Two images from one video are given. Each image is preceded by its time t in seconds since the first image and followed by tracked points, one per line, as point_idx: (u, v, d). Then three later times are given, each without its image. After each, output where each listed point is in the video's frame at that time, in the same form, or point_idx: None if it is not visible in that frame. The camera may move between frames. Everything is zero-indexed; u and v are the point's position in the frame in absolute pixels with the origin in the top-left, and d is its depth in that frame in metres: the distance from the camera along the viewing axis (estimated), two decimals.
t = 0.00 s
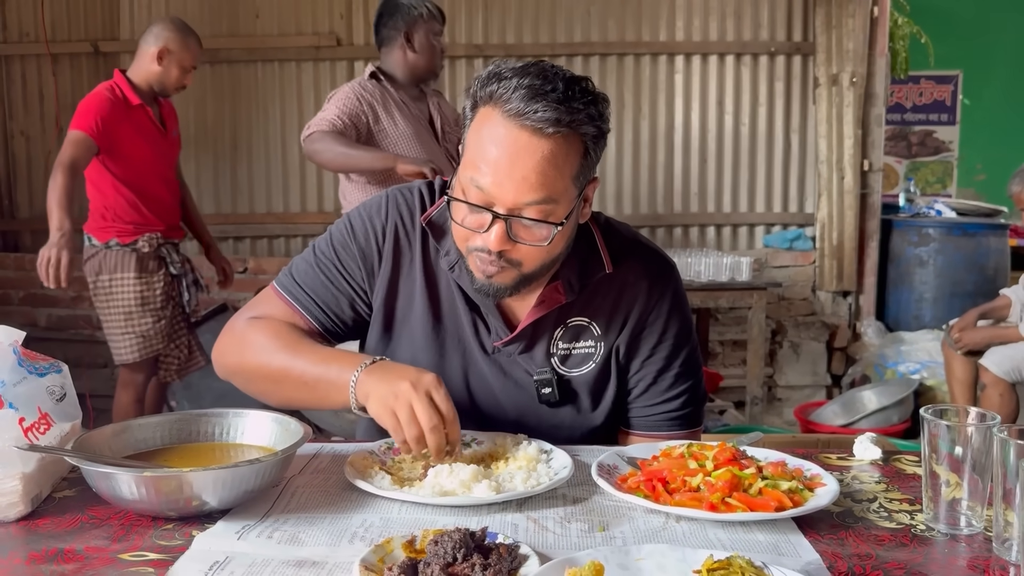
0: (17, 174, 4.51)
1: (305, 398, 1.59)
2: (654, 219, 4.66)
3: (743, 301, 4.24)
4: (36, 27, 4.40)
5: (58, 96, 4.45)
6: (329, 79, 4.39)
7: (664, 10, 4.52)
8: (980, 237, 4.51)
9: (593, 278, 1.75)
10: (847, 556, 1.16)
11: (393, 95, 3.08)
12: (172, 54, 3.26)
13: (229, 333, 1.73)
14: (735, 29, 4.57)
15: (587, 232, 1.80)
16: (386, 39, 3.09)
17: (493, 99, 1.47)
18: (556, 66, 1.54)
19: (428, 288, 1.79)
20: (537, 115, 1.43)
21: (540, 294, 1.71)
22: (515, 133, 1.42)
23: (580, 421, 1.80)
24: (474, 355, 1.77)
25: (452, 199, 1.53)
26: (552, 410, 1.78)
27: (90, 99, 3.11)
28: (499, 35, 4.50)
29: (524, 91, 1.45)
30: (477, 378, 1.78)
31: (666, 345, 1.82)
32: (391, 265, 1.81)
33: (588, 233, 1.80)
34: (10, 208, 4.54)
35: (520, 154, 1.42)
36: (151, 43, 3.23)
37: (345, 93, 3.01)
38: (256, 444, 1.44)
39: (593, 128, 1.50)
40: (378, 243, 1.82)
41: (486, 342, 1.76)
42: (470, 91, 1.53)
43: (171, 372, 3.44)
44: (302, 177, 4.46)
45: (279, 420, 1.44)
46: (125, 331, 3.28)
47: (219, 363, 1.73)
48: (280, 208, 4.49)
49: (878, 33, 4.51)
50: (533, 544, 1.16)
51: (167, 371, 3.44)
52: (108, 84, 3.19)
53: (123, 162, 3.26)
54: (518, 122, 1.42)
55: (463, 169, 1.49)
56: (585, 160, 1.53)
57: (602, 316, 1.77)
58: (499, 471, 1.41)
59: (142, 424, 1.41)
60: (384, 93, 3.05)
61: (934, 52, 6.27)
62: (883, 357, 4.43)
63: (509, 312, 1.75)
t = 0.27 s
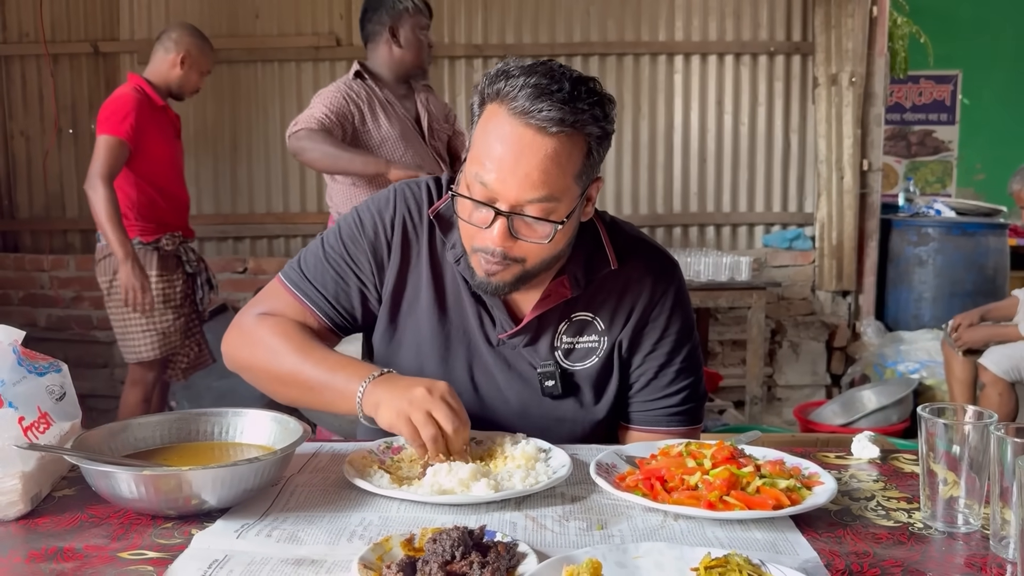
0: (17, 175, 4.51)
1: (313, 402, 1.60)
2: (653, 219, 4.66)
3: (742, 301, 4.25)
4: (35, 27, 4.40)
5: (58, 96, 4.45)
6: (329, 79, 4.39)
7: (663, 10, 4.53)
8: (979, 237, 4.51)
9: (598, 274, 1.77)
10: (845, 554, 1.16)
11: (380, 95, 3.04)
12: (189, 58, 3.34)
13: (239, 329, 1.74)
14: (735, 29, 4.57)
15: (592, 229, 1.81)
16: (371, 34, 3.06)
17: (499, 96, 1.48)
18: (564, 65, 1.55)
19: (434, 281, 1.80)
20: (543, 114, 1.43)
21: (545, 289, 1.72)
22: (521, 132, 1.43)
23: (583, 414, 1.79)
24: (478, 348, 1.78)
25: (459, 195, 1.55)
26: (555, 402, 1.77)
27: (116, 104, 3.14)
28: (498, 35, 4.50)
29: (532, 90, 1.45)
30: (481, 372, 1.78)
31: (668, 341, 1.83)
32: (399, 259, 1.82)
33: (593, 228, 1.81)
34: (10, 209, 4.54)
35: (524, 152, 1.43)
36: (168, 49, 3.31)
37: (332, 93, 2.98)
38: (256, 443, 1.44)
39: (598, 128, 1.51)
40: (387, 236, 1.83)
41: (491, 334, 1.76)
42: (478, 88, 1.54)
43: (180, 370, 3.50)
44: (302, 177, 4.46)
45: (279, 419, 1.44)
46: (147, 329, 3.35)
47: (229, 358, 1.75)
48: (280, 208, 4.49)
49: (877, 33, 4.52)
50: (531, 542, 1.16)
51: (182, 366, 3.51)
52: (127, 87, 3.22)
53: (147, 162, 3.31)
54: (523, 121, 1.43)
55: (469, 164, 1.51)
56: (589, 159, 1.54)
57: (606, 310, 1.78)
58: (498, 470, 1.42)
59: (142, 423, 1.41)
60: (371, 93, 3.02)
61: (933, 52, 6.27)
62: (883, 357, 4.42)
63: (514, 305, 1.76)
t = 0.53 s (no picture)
0: (17, 176, 4.51)
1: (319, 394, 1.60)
2: (653, 219, 4.66)
3: (742, 301, 4.25)
4: (35, 28, 4.40)
5: (58, 97, 4.45)
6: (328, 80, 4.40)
7: (662, 10, 4.53)
8: (979, 237, 4.51)
9: (601, 270, 1.78)
10: (844, 554, 1.16)
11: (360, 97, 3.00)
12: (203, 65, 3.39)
13: (249, 329, 1.74)
14: (734, 29, 4.58)
15: (596, 226, 1.82)
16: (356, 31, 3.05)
17: (509, 87, 1.51)
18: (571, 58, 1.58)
19: (439, 276, 1.80)
20: (553, 102, 1.47)
21: (551, 281, 1.72)
22: (532, 119, 1.46)
23: (585, 409, 1.79)
24: (482, 342, 1.78)
25: (469, 182, 1.57)
26: (557, 396, 1.77)
27: (151, 109, 3.19)
28: (498, 36, 4.50)
29: (541, 78, 1.49)
30: (486, 367, 1.78)
31: (669, 337, 1.83)
32: (405, 254, 1.82)
33: (596, 226, 1.82)
34: (10, 210, 4.54)
35: (535, 139, 1.46)
36: (183, 56, 3.36)
37: (313, 109, 2.95)
38: (256, 443, 1.44)
39: (606, 117, 1.54)
40: (393, 232, 1.83)
41: (495, 329, 1.77)
42: (488, 79, 1.56)
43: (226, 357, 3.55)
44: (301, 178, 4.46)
45: (279, 420, 1.45)
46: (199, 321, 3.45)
47: (239, 356, 1.75)
48: (280, 209, 4.49)
49: (877, 33, 4.52)
50: (531, 542, 1.16)
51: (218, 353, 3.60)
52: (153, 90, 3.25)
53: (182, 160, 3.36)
54: (534, 109, 1.47)
55: (479, 154, 1.53)
56: (598, 149, 1.57)
57: (609, 306, 1.78)
58: (498, 470, 1.42)
59: (142, 423, 1.41)
60: (351, 96, 2.97)
61: (932, 52, 6.28)
62: (882, 357, 4.42)
63: (518, 298, 1.76)
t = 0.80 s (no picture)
0: (17, 177, 4.51)
1: (315, 394, 1.60)
2: (653, 219, 4.66)
3: (741, 301, 4.26)
4: (35, 29, 4.41)
5: (58, 98, 4.45)
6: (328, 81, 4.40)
7: (662, 11, 4.53)
8: (978, 236, 4.51)
9: (604, 269, 1.78)
10: (845, 553, 1.16)
11: (341, 99, 2.96)
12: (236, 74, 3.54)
13: (255, 326, 1.75)
14: (734, 29, 4.58)
15: (600, 226, 1.83)
16: (345, 30, 3.05)
17: (521, 79, 1.52)
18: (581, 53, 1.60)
19: (443, 272, 1.80)
20: (563, 92, 1.48)
21: (554, 280, 1.73)
22: (542, 109, 1.48)
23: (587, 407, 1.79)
24: (485, 340, 1.78)
25: (479, 172, 1.58)
26: (560, 393, 1.77)
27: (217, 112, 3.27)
28: (498, 36, 4.50)
29: (552, 69, 1.50)
30: (489, 365, 1.78)
31: (672, 337, 1.83)
32: (409, 251, 1.82)
33: (600, 226, 1.83)
34: (10, 210, 4.54)
35: (545, 129, 1.48)
36: (219, 67, 3.50)
37: (295, 128, 2.96)
38: (256, 443, 1.45)
39: (615, 110, 1.56)
40: (398, 229, 1.83)
41: (499, 326, 1.77)
42: (500, 72, 1.57)
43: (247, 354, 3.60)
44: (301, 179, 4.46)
45: (279, 420, 1.45)
46: (232, 320, 3.46)
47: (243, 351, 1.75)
48: (279, 210, 4.49)
49: (876, 33, 4.53)
50: (531, 541, 1.17)
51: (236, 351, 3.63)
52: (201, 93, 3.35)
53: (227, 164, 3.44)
54: (545, 99, 1.48)
55: (489, 146, 1.54)
56: (606, 141, 1.58)
57: (612, 303, 1.78)
58: (499, 469, 1.42)
59: (143, 423, 1.41)
60: (330, 102, 2.94)
61: (932, 52, 6.28)
62: (882, 356, 4.42)
63: (521, 295, 1.76)
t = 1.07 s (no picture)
0: (16, 177, 4.51)
1: (327, 392, 1.62)
2: (653, 219, 4.66)
3: (741, 301, 4.26)
4: (35, 30, 4.41)
5: (58, 98, 4.45)
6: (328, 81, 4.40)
7: (661, 11, 4.53)
8: (978, 236, 4.51)
9: (606, 270, 1.78)
10: (845, 552, 1.16)
11: (338, 98, 2.95)
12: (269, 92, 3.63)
13: (259, 327, 1.75)
14: (733, 29, 4.58)
15: (602, 226, 1.83)
16: (341, 28, 3.04)
17: (520, 89, 1.51)
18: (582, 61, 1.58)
19: (444, 273, 1.80)
20: (562, 106, 1.47)
21: (556, 280, 1.72)
22: (541, 122, 1.47)
23: (587, 408, 1.79)
24: (486, 340, 1.78)
25: (477, 179, 1.58)
26: (561, 394, 1.77)
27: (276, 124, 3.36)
28: (497, 37, 4.50)
29: (551, 81, 1.49)
30: (489, 365, 1.78)
31: (673, 338, 1.83)
32: (410, 252, 1.82)
33: (602, 226, 1.83)
34: (9, 210, 4.54)
35: (544, 141, 1.47)
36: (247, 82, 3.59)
37: (294, 128, 2.93)
38: (256, 442, 1.44)
39: (615, 121, 1.55)
40: (399, 230, 1.83)
41: (500, 326, 1.77)
42: (499, 79, 1.56)
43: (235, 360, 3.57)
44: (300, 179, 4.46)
45: (279, 419, 1.45)
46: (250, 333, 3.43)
47: (249, 352, 1.76)
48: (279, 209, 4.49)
49: (875, 33, 4.54)
50: (531, 541, 1.16)
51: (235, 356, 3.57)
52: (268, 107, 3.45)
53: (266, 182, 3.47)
54: (543, 112, 1.47)
55: (488, 154, 1.54)
56: (606, 152, 1.58)
57: (613, 305, 1.78)
58: (498, 469, 1.42)
59: (142, 422, 1.41)
60: (328, 101, 2.92)
61: (931, 52, 6.29)
62: (881, 356, 4.42)
63: (522, 296, 1.76)
